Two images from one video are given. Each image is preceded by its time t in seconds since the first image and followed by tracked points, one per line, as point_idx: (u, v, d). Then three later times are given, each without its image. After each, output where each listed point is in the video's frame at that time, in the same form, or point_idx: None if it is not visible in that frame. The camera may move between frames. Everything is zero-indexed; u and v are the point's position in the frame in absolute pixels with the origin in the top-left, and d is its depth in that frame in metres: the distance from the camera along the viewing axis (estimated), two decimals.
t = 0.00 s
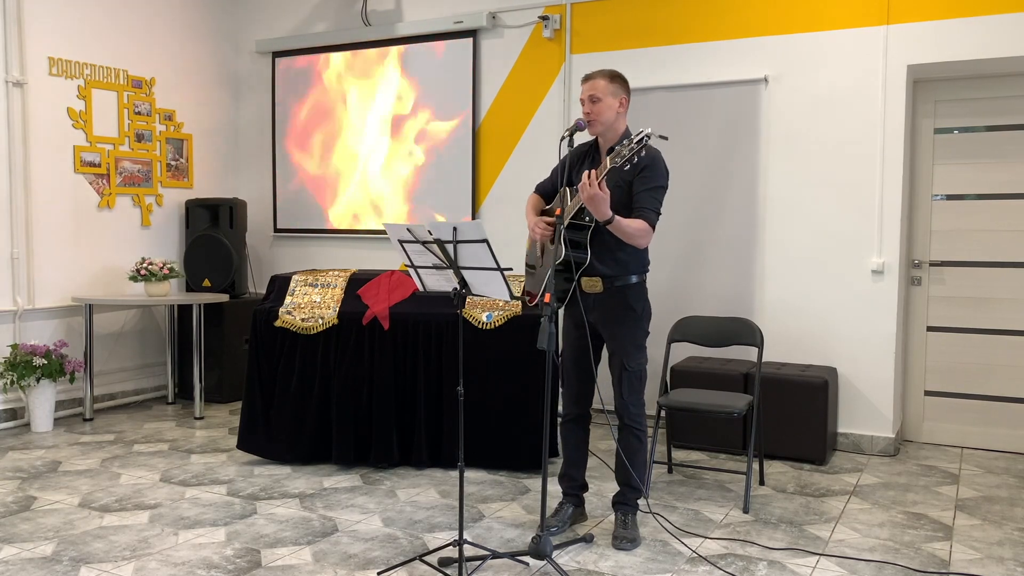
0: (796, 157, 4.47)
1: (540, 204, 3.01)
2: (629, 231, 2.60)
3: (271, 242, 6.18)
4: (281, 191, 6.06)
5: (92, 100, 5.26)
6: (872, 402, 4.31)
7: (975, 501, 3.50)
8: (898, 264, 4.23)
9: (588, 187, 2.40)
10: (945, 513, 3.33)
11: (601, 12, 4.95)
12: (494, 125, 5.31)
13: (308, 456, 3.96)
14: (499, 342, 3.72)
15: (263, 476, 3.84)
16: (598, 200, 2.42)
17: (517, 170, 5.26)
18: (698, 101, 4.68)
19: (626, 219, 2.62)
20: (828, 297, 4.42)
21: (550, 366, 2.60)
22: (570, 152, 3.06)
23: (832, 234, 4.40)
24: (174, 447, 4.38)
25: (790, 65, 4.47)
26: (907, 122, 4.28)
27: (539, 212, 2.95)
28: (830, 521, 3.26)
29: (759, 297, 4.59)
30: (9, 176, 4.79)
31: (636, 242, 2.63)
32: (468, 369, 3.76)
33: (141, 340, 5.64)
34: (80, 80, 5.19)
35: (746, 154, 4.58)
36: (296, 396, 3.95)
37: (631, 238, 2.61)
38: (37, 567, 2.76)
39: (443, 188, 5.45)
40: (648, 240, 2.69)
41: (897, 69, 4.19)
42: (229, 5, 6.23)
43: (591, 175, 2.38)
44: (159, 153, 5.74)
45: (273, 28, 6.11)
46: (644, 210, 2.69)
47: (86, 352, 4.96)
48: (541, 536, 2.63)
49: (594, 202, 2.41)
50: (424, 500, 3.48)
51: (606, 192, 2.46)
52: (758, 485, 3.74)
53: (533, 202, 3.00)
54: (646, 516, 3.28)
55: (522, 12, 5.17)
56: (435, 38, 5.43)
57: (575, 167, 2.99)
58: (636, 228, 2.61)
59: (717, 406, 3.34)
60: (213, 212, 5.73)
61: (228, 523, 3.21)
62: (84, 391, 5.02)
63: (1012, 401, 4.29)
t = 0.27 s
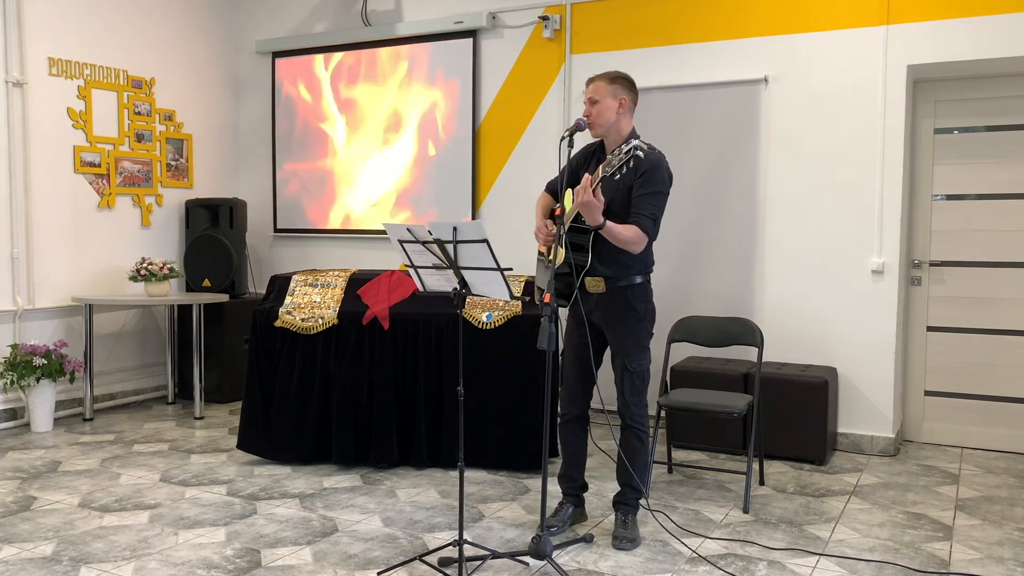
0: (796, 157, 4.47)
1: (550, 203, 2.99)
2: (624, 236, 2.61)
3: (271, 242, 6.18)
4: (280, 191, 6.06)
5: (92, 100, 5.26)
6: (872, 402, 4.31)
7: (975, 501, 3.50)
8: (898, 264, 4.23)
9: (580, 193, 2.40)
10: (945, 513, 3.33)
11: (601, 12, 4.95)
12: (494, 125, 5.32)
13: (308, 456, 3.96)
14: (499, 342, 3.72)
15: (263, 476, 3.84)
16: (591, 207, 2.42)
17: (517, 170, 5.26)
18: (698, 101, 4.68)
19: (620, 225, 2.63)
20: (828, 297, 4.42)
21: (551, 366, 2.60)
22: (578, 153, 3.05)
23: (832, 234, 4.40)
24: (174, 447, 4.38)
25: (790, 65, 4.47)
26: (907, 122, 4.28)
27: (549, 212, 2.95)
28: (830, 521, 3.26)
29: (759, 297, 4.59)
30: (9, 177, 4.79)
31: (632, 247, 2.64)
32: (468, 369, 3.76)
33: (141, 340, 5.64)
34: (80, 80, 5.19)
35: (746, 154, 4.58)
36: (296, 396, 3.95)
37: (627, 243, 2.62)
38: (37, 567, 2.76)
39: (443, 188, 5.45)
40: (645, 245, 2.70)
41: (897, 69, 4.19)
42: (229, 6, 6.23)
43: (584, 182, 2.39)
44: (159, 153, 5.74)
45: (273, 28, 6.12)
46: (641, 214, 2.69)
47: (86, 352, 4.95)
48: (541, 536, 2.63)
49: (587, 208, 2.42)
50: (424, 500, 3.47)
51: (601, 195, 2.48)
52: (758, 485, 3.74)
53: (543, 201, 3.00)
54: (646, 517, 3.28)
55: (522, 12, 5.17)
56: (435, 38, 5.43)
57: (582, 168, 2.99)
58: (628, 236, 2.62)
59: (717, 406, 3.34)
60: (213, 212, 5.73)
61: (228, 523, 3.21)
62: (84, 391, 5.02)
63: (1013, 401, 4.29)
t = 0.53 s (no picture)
0: (796, 157, 4.47)
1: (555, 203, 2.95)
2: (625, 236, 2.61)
3: (271, 242, 6.18)
4: (280, 191, 6.06)
5: (92, 100, 5.26)
6: (872, 402, 4.31)
7: (975, 501, 3.50)
8: (898, 264, 4.23)
9: (577, 195, 2.41)
10: (945, 513, 3.33)
11: (602, 12, 4.95)
12: (494, 125, 5.32)
13: (308, 456, 3.96)
14: (499, 342, 3.72)
15: (263, 476, 3.84)
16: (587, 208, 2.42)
17: (517, 170, 5.26)
18: (698, 101, 4.68)
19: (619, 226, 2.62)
20: (828, 297, 4.42)
21: (551, 366, 2.60)
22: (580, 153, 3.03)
23: (832, 234, 4.40)
24: (173, 447, 4.38)
25: (790, 65, 4.47)
26: (907, 122, 4.27)
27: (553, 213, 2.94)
28: (830, 521, 3.26)
29: (759, 296, 4.59)
30: (9, 177, 4.79)
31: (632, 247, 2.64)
32: (468, 369, 3.76)
33: (141, 340, 5.64)
34: (80, 80, 5.19)
35: (746, 154, 4.58)
36: (296, 396, 3.95)
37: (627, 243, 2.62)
38: (37, 567, 2.76)
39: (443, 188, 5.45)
40: (644, 246, 2.69)
41: (897, 69, 4.19)
42: (229, 6, 6.23)
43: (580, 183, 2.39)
44: (159, 153, 5.74)
45: (273, 28, 6.11)
46: (640, 215, 2.69)
47: (86, 352, 4.95)
48: (541, 536, 2.63)
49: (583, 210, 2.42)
50: (424, 500, 3.47)
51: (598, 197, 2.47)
52: (758, 485, 3.74)
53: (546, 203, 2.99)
54: (646, 517, 3.28)
55: (522, 12, 5.17)
56: (434, 38, 5.43)
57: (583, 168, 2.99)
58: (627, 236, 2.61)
59: (717, 406, 3.34)
60: (213, 212, 5.73)
61: (228, 523, 3.21)
62: (84, 391, 5.02)
63: (1013, 401, 4.28)
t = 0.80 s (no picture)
0: (796, 157, 4.47)
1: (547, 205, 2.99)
2: (631, 234, 2.62)
3: (271, 242, 6.18)
4: (280, 191, 6.06)
5: (92, 100, 5.26)
6: (872, 402, 4.31)
7: (975, 501, 3.50)
8: (898, 264, 4.23)
9: (581, 195, 2.40)
10: (945, 513, 3.33)
11: (602, 12, 4.95)
12: (494, 125, 5.32)
13: (308, 455, 3.96)
14: (499, 342, 3.72)
15: (263, 476, 3.84)
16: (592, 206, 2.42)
17: (517, 170, 5.26)
18: (698, 101, 4.68)
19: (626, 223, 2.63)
20: (828, 297, 4.42)
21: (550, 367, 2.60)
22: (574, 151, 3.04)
23: (832, 234, 4.40)
24: (173, 447, 4.38)
25: (790, 65, 4.47)
26: (907, 122, 4.27)
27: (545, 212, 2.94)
28: (830, 521, 3.26)
29: (759, 297, 4.59)
30: (9, 177, 4.79)
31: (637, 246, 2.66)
32: (468, 369, 3.76)
33: (141, 340, 5.64)
34: (80, 80, 5.19)
35: (746, 154, 4.58)
36: (296, 396, 3.95)
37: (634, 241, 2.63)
38: (37, 567, 2.76)
39: (443, 188, 5.45)
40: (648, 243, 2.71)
41: (897, 69, 4.19)
42: (229, 6, 6.23)
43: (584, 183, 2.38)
44: (159, 153, 5.74)
45: (273, 28, 6.11)
46: (642, 212, 2.69)
47: (86, 352, 4.95)
48: (541, 536, 2.63)
49: (588, 208, 2.42)
50: (424, 500, 3.47)
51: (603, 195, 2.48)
52: (758, 485, 3.74)
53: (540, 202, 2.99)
54: (646, 517, 3.28)
55: (522, 12, 5.17)
56: (435, 38, 5.43)
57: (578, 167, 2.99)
58: (632, 232, 2.62)
59: (717, 406, 3.34)
60: (213, 212, 5.73)
61: (228, 523, 3.21)
62: (84, 391, 5.02)
63: (1013, 401, 4.28)
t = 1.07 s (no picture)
0: (796, 157, 4.47)
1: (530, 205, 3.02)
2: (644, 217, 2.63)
3: (271, 242, 6.18)
4: (280, 191, 6.06)
5: (92, 100, 5.26)
6: (872, 402, 4.31)
7: (975, 501, 3.50)
8: (898, 264, 4.23)
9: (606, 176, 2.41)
10: (945, 513, 3.33)
11: (601, 12, 4.95)
12: (494, 125, 5.31)
13: (308, 455, 3.96)
14: (499, 342, 3.72)
15: (263, 476, 3.84)
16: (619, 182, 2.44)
17: (517, 170, 5.26)
18: (698, 101, 4.68)
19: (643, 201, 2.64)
20: (828, 297, 4.42)
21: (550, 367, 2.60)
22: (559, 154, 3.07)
23: (832, 234, 4.40)
24: (174, 447, 4.38)
25: (790, 65, 4.47)
26: (907, 122, 4.28)
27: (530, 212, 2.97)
28: (830, 521, 3.26)
29: (759, 296, 4.59)
30: (9, 177, 4.79)
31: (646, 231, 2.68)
32: (468, 368, 3.76)
33: (141, 340, 5.64)
34: (80, 80, 5.19)
35: (746, 154, 4.58)
36: (296, 396, 3.95)
37: (646, 224, 2.65)
38: (36, 567, 2.76)
39: (443, 187, 5.45)
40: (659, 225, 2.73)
41: (897, 69, 4.19)
42: (229, 6, 6.23)
43: (607, 163, 2.39)
44: (159, 153, 5.74)
45: (273, 28, 6.11)
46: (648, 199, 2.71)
47: (86, 352, 4.95)
48: (541, 536, 2.63)
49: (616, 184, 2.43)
50: (424, 500, 3.47)
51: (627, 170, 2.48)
52: (759, 485, 3.74)
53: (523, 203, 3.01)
54: (646, 516, 3.28)
55: (522, 12, 5.17)
56: (435, 38, 5.43)
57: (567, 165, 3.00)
58: (651, 211, 2.63)
59: (717, 406, 3.34)
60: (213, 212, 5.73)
61: (228, 523, 3.21)
62: (84, 391, 5.02)
63: (1012, 401, 4.29)
